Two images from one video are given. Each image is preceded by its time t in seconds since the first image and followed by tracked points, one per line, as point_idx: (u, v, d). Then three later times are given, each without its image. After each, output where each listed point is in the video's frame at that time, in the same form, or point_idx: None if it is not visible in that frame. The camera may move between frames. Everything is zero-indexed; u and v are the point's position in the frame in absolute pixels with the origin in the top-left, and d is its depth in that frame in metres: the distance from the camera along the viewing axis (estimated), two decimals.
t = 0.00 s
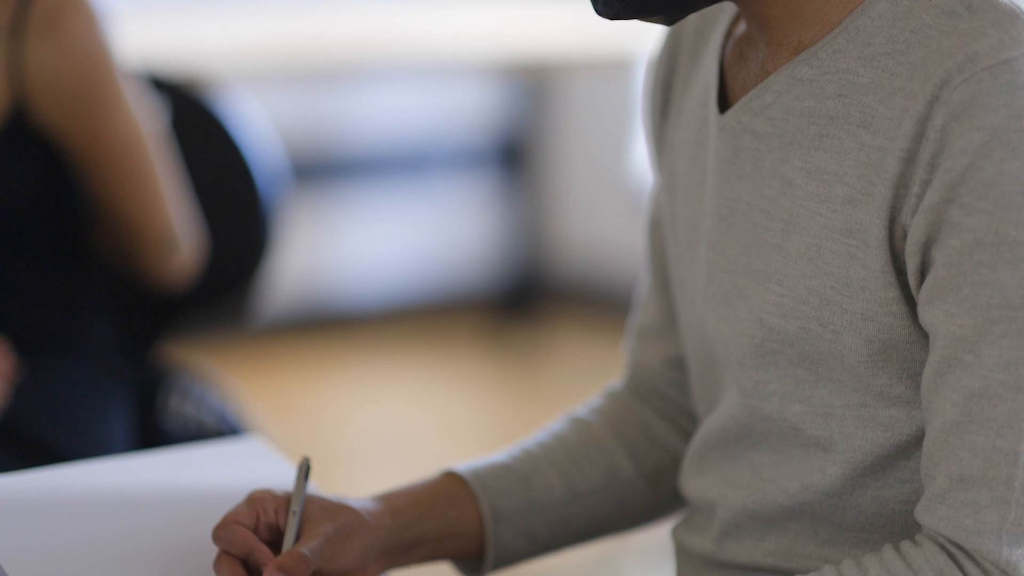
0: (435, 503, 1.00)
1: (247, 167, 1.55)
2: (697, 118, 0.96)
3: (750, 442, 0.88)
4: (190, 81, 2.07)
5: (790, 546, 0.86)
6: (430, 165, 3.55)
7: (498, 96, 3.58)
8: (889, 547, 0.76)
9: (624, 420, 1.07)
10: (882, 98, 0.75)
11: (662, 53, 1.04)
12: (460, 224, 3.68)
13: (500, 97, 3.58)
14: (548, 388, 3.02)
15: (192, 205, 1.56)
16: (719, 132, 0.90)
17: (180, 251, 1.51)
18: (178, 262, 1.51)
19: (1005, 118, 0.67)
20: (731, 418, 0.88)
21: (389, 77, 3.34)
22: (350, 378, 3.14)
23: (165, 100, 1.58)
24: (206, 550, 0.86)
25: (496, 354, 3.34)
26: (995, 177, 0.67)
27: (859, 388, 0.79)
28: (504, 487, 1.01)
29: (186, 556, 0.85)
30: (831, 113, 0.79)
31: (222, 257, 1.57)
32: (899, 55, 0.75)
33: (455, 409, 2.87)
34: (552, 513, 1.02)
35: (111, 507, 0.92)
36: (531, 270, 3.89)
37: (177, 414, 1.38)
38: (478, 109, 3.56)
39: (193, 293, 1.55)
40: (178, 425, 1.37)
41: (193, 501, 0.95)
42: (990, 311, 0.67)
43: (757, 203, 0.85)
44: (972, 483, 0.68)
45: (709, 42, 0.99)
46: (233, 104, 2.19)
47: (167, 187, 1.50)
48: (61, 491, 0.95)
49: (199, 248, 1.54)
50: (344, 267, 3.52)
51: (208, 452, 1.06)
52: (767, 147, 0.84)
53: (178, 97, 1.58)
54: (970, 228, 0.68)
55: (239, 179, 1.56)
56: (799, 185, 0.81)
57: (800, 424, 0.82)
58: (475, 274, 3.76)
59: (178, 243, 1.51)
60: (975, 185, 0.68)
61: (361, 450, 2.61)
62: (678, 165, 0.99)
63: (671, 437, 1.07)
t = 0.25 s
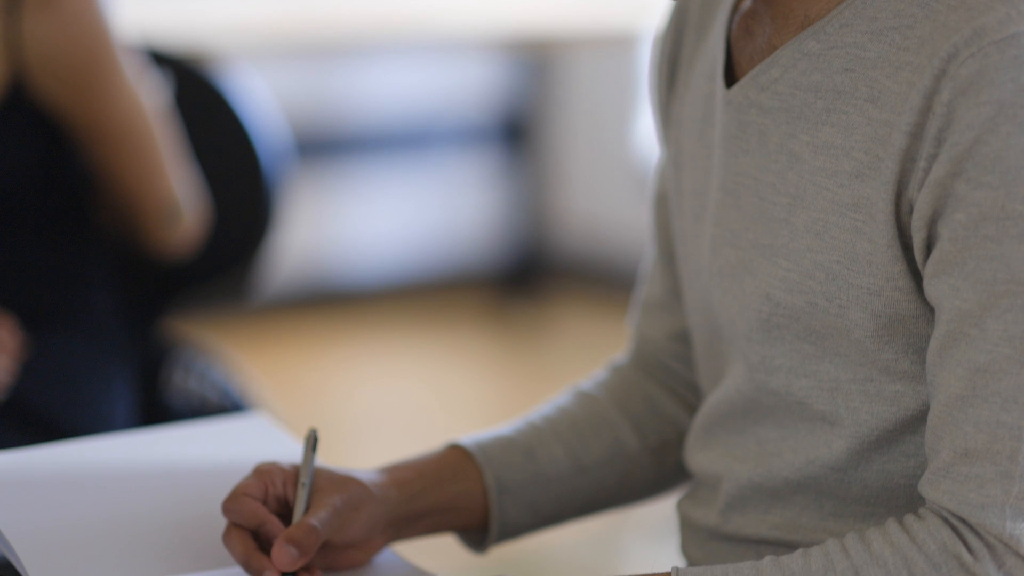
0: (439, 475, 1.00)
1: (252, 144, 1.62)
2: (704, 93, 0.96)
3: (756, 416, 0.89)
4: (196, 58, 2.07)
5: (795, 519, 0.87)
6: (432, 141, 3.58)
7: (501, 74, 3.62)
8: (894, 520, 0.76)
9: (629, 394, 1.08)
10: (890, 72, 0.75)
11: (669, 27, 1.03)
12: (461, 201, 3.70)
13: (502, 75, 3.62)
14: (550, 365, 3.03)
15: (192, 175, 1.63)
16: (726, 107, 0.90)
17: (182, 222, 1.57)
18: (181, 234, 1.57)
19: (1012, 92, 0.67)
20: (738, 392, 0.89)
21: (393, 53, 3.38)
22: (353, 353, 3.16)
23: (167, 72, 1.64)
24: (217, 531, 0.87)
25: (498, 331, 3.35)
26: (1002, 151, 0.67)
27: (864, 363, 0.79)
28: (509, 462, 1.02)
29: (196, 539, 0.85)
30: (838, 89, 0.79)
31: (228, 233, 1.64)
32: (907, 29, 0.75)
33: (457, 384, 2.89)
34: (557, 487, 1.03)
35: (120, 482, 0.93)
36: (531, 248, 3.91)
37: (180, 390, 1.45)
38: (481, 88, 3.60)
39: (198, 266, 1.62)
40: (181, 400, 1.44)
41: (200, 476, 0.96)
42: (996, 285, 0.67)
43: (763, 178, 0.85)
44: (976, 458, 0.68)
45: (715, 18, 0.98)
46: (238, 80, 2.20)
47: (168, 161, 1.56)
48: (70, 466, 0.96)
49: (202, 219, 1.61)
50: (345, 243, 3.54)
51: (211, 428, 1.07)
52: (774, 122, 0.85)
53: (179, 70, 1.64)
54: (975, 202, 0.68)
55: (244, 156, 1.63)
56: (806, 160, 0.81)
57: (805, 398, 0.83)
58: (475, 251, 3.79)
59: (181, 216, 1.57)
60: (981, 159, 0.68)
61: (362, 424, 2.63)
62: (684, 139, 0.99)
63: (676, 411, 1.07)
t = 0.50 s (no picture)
0: (441, 449, 1.00)
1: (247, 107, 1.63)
2: (708, 66, 0.95)
3: (760, 389, 0.89)
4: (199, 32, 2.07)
5: (798, 490, 0.87)
6: (433, 116, 3.58)
7: (503, 48, 3.59)
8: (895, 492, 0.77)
9: (632, 367, 1.08)
10: (894, 45, 0.75)
11: None
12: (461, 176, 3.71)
13: (505, 50, 3.60)
14: (551, 341, 3.03)
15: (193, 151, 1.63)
16: (730, 81, 0.90)
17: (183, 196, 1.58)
18: (182, 207, 1.58)
19: (1017, 65, 0.67)
20: (741, 365, 0.89)
21: (394, 29, 3.37)
22: (354, 329, 3.17)
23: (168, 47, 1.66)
24: (221, 502, 0.88)
25: (499, 307, 3.36)
26: (1006, 124, 0.67)
27: (868, 336, 0.79)
28: (512, 434, 1.02)
29: (200, 511, 0.86)
30: (843, 62, 0.79)
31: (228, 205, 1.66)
32: (912, 2, 0.75)
33: (457, 360, 2.90)
34: (560, 460, 1.03)
35: (123, 449, 0.94)
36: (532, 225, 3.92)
37: (182, 363, 1.46)
38: (483, 62, 3.58)
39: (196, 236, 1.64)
40: (184, 375, 1.45)
41: (202, 445, 0.97)
42: (999, 258, 0.67)
43: (767, 151, 0.85)
44: (977, 430, 0.68)
45: None
46: (241, 55, 2.19)
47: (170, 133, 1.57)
48: (71, 434, 0.96)
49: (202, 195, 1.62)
50: (346, 218, 3.55)
51: (212, 398, 1.08)
52: (779, 95, 0.85)
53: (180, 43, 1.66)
54: (978, 175, 0.68)
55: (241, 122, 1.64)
56: (810, 133, 0.81)
57: (809, 371, 0.83)
58: (476, 227, 3.80)
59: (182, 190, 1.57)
60: (985, 132, 0.68)
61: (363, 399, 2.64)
62: (689, 112, 0.98)
63: (679, 384, 1.08)
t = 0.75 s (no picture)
0: (441, 424, 1.01)
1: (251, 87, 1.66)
2: (709, 40, 0.95)
3: (760, 362, 0.89)
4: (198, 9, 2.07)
5: (798, 463, 0.87)
6: (431, 92, 3.57)
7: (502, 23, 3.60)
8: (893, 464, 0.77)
9: (632, 342, 1.08)
10: (894, 19, 0.75)
11: None
12: (460, 151, 3.72)
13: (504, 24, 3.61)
14: (551, 318, 3.04)
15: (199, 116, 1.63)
16: (730, 55, 0.89)
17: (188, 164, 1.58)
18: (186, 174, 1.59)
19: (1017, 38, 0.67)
20: (741, 340, 0.89)
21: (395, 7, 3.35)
22: (354, 304, 3.18)
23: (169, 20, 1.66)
24: (224, 476, 0.88)
25: (499, 283, 3.36)
26: (1006, 97, 0.67)
27: (868, 310, 0.79)
28: (512, 409, 1.02)
29: (202, 487, 0.87)
30: (843, 35, 0.79)
31: (228, 182, 1.68)
32: None
33: (457, 336, 2.91)
34: (560, 434, 1.04)
35: (124, 423, 0.94)
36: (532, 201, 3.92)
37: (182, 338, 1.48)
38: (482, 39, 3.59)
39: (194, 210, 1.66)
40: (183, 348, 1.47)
41: (202, 420, 0.97)
42: (998, 232, 0.67)
43: (767, 125, 0.85)
44: (975, 403, 0.69)
45: None
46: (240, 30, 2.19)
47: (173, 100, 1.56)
48: (70, 410, 0.96)
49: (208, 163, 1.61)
50: (347, 194, 3.56)
51: (210, 374, 1.08)
52: (779, 70, 0.84)
53: (181, 17, 1.66)
54: (978, 149, 0.68)
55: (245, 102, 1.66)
56: (811, 107, 0.81)
57: (809, 346, 0.83)
58: (475, 201, 3.82)
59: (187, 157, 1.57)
60: (985, 105, 0.68)
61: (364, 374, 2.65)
62: (689, 86, 0.98)
63: (679, 358, 1.08)
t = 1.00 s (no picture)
0: (441, 400, 1.01)
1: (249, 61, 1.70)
2: (709, 16, 0.95)
3: (761, 339, 0.89)
4: None
5: (798, 437, 0.88)
6: (427, 69, 3.67)
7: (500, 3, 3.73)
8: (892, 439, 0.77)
9: (633, 319, 1.09)
10: None
11: None
12: (452, 127, 3.79)
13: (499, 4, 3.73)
14: (548, 296, 3.05)
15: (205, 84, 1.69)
16: (730, 31, 0.89)
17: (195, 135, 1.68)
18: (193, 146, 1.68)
19: (1017, 13, 0.67)
20: (741, 316, 0.89)
21: None
22: (352, 283, 3.19)
23: None
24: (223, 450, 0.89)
25: (497, 263, 3.37)
26: (1005, 72, 0.67)
27: (867, 286, 0.80)
28: (512, 384, 1.03)
29: (202, 461, 0.87)
30: (843, 12, 0.79)
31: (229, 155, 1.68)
32: None
33: (455, 314, 2.92)
34: (560, 410, 1.04)
35: (122, 398, 0.95)
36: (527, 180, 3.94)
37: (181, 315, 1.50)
38: (479, 20, 3.72)
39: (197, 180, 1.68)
40: (181, 324, 1.49)
41: (201, 395, 0.98)
42: (996, 208, 0.68)
43: (767, 101, 0.85)
44: (974, 378, 0.69)
45: None
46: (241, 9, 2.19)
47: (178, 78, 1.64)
48: (77, 382, 0.97)
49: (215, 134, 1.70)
50: (340, 170, 3.62)
51: (214, 348, 1.09)
52: (779, 46, 0.84)
53: None
54: (977, 124, 0.68)
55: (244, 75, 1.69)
56: (811, 84, 0.81)
57: (809, 322, 0.83)
58: (469, 179, 3.86)
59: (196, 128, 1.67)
60: (984, 81, 0.68)
61: (362, 351, 2.67)
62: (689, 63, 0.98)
63: (679, 334, 1.09)
